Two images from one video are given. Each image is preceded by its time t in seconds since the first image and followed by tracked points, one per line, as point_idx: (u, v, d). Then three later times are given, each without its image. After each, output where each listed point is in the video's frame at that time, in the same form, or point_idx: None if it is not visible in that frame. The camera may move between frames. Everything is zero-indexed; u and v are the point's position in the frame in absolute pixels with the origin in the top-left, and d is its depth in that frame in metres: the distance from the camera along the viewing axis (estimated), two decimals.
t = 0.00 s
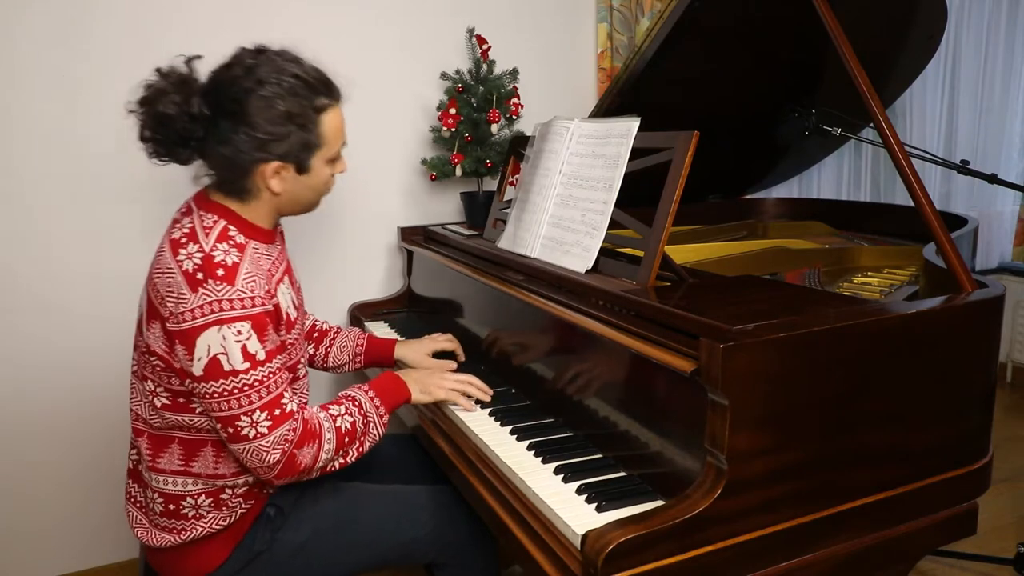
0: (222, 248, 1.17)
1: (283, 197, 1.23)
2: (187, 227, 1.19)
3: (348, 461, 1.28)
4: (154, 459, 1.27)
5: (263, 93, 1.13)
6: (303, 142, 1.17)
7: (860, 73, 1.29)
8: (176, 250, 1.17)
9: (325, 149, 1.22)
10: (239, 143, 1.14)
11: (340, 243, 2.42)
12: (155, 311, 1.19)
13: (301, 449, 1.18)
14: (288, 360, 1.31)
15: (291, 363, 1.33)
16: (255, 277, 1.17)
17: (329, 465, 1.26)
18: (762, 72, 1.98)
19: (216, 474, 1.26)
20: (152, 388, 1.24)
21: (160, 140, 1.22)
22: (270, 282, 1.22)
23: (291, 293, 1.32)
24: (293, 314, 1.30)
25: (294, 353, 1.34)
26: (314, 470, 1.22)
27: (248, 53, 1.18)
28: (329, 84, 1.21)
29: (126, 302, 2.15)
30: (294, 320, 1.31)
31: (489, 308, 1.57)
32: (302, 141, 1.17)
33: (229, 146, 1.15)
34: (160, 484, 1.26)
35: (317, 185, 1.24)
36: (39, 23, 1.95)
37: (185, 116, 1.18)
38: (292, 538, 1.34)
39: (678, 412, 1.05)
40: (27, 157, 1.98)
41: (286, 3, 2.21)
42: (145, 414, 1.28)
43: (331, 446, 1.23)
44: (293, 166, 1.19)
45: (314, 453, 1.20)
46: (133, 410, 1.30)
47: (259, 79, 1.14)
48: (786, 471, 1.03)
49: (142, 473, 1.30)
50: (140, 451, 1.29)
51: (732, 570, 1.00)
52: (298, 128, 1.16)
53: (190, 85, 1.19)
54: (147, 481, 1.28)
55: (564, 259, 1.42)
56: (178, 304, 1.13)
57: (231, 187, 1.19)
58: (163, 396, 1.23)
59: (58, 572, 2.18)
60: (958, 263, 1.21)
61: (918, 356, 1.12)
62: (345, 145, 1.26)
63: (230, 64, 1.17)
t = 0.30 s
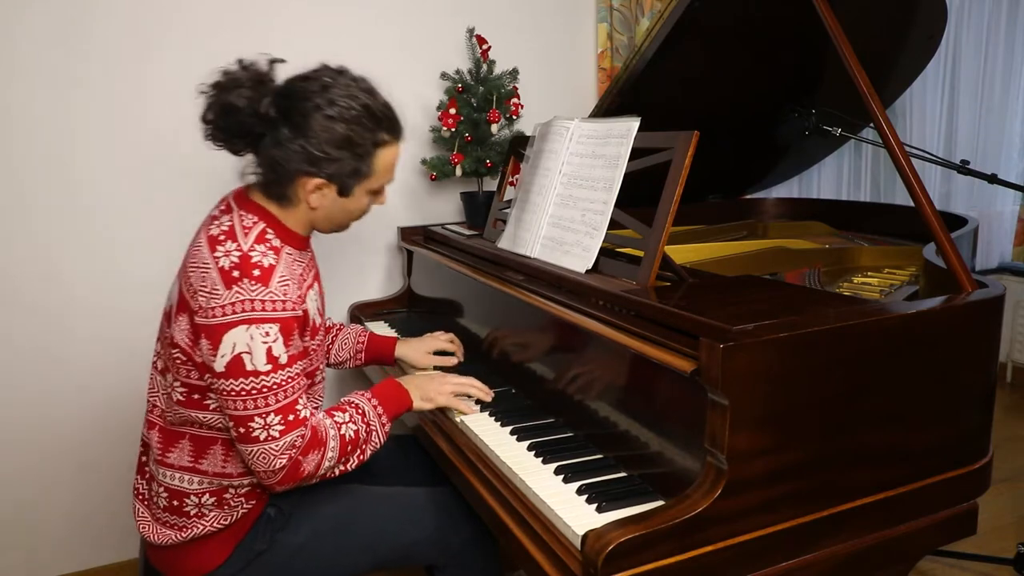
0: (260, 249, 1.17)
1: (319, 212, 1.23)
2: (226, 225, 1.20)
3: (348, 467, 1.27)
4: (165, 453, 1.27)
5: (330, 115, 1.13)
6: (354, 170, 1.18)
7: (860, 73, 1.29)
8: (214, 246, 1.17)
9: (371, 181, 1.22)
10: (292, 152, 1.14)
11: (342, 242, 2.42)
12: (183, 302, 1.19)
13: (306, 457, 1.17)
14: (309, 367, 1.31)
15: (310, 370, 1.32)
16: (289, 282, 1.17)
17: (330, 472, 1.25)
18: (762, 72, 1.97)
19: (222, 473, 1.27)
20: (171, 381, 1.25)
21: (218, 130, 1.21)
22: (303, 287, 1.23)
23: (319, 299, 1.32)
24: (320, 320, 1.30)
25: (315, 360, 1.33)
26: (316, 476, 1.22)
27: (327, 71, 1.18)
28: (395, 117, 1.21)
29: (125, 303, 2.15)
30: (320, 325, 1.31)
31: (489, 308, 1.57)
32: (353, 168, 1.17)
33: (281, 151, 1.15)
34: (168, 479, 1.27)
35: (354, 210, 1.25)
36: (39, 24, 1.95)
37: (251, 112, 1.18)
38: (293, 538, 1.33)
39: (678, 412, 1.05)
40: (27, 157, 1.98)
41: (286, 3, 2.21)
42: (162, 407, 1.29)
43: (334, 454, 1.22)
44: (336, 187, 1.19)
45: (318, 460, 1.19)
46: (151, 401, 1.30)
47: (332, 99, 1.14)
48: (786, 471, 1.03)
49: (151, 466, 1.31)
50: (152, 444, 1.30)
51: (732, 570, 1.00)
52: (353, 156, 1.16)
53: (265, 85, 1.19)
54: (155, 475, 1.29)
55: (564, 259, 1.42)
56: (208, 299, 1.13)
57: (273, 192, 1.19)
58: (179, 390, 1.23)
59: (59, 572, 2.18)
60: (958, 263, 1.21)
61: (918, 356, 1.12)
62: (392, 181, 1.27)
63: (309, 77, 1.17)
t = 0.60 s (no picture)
0: (294, 247, 1.18)
1: (357, 221, 1.26)
2: (260, 222, 1.20)
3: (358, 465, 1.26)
4: (176, 448, 1.27)
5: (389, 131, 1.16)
6: (402, 183, 1.22)
7: (860, 73, 1.29)
8: (247, 242, 1.18)
9: (411, 195, 1.27)
10: (348, 164, 1.16)
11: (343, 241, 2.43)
12: (212, 294, 1.19)
13: (320, 454, 1.17)
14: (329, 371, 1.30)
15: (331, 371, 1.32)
16: (320, 281, 1.18)
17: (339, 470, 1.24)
18: (762, 72, 1.98)
19: (231, 474, 1.27)
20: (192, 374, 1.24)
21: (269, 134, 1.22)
22: (332, 288, 1.23)
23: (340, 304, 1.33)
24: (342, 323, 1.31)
25: (334, 362, 1.35)
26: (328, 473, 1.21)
27: (380, 86, 1.21)
28: (437, 134, 1.26)
29: (126, 303, 2.15)
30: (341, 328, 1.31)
31: (489, 308, 1.58)
32: (401, 182, 1.21)
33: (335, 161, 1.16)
34: (176, 474, 1.26)
35: (390, 220, 1.30)
36: (40, 24, 1.95)
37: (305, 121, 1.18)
38: (295, 539, 1.34)
39: (678, 412, 1.05)
40: (27, 156, 1.98)
41: (286, 3, 2.21)
42: (178, 401, 1.28)
43: (347, 449, 1.21)
44: (381, 198, 1.23)
45: (332, 457, 1.18)
46: (168, 392, 1.30)
47: (389, 115, 1.17)
48: (786, 471, 1.03)
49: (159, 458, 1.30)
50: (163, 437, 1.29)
51: (731, 570, 1.00)
52: (403, 171, 1.20)
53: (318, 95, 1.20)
54: (163, 469, 1.28)
55: (564, 259, 1.42)
56: (239, 291, 1.14)
57: (320, 199, 1.20)
58: (200, 384, 1.22)
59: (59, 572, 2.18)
60: (958, 263, 1.21)
61: (918, 356, 1.12)
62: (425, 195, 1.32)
63: (365, 90, 1.19)
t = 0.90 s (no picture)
0: (315, 242, 1.20)
1: (381, 225, 1.30)
2: (282, 218, 1.23)
3: (355, 461, 1.24)
4: (186, 440, 1.26)
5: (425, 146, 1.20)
6: (428, 194, 1.26)
7: (860, 73, 1.29)
8: (269, 234, 1.20)
9: (432, 204, 1.31)
10: (384, 175, 1.20)
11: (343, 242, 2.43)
12: (230, 284, 1.19)
13: (318, 444, 1.15)
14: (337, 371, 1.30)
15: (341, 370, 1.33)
16: (337, 275, 1.19)
17: (337, 466, 1.22)
18: (762, 72, 1.98)
19: (238, 469, 1.27)
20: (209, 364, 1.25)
21: (304, 139, 1.25)
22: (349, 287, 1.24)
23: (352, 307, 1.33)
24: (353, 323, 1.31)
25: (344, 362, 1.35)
26: (325, 466, 1.19)
27: (413, 100, 1.23)
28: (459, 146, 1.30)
29: (126, 303, 2.15)
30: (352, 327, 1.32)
31: (490, 308, 1.57)
32: (428, 192, 1.26)
33: (372, 173, 1.20)
34: (183, 466, 1.26)
35: (409, 226, 1.34)
36: (39, 24, 1.95)
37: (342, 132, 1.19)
38: (296, 537, 1.34)
39: (678, 411, 1.05)
40: (27, 156, 1.99)
41: (286, 3, 2.21)
42: (191, 392, 1.27)
43: (344, 445, 1.20)
44: (407, 206, 1.27)
45: (329, 449, 1.17)
46: (180, 383, 1.29)
47: (425, 131, 1.20)
48: (786, 471, 1.03)
49: (167, 450, 1.29)
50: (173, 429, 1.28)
51: (731, 570, 1.00)
52: (432, 182, 1.25)
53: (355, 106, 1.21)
54: (170, 460, 1.28)
55: (564, 259, 1.42)
56: (258, 278, 1.15)
57: (350, 204, 1.24)
58: (217, 374, 1.23)
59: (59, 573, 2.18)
60: (958, 263, 1.21)
61: (918, 356, 1.12)
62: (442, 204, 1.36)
63: (400, 104, 1.21)
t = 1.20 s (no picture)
0: (330, 237, 1.21)
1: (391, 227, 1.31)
2: (298, 216, 1.23)
3: (355, 451, 1.23)
4: (196, 431, 1.25)
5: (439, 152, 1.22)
6: (439, 199, 1.28)
7: (860, 73, 1.29)
8: (284, 230, 1.20)
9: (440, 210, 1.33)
10: (399, 180, 1.21)
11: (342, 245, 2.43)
12: (246, 274, 1.19)
13: (317, 426, 1.14)
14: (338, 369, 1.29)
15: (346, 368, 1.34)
16: (349, 270, 1.20)
17: (336, 453, 1.21)
18: (762, 72, 1.98)
19: (247, 461, 1.28)
20: (224, 356, 1.25)
21: (321, 141, 1.25)
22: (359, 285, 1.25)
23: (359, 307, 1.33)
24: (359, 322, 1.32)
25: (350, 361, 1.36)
26: (323, 451, 1.17)
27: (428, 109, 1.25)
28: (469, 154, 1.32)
29: (127, 303, 2.15)
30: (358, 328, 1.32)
31: (489, 308, 1.58)
32: (439, 198, 1.28)
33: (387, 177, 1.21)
34: (192, 458, 1.25)
35: (415, 230, 1.36)
36: (39, 24, 1.95)
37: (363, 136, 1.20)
38: (297, 531, 1.34)
39: (679, 411, 1.05)
40: (27, 157, 1.99)
41: (286, 3, 2.22)
42: (203, 385, 1.26)
43: (343, 432, 1.18)
44: (416, 210, 1.29)
45: (327, 432, 1.15)
46: (189, 374, 1.28)
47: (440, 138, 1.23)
48: (786, 471, 1.03)
49: (172, 440, 1.28)
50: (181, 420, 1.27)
51: (731, 570, 1.00)
52: (443, 188, 1.27)
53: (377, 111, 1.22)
54: (176, 451, 1.27)
55: (564, 259, 1.42)
56: (273, 266, 1.16)
57: (363, 206, 1.25)
58: (235, 365, 1.24)
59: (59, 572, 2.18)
60: (958, 263, 1.21)
61: (918, 356, 1.12)
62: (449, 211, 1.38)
63: (416, 112, 1.23)
